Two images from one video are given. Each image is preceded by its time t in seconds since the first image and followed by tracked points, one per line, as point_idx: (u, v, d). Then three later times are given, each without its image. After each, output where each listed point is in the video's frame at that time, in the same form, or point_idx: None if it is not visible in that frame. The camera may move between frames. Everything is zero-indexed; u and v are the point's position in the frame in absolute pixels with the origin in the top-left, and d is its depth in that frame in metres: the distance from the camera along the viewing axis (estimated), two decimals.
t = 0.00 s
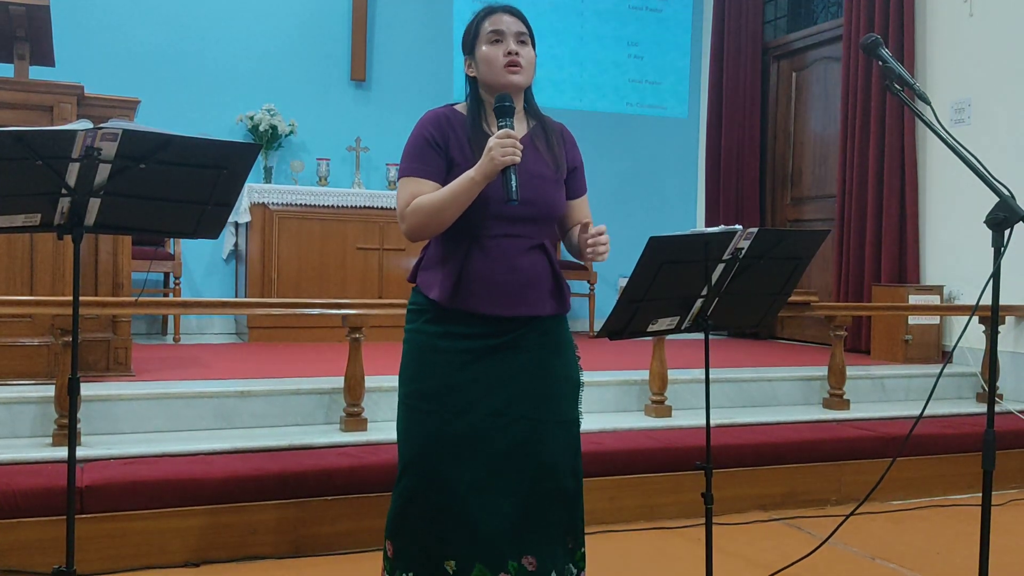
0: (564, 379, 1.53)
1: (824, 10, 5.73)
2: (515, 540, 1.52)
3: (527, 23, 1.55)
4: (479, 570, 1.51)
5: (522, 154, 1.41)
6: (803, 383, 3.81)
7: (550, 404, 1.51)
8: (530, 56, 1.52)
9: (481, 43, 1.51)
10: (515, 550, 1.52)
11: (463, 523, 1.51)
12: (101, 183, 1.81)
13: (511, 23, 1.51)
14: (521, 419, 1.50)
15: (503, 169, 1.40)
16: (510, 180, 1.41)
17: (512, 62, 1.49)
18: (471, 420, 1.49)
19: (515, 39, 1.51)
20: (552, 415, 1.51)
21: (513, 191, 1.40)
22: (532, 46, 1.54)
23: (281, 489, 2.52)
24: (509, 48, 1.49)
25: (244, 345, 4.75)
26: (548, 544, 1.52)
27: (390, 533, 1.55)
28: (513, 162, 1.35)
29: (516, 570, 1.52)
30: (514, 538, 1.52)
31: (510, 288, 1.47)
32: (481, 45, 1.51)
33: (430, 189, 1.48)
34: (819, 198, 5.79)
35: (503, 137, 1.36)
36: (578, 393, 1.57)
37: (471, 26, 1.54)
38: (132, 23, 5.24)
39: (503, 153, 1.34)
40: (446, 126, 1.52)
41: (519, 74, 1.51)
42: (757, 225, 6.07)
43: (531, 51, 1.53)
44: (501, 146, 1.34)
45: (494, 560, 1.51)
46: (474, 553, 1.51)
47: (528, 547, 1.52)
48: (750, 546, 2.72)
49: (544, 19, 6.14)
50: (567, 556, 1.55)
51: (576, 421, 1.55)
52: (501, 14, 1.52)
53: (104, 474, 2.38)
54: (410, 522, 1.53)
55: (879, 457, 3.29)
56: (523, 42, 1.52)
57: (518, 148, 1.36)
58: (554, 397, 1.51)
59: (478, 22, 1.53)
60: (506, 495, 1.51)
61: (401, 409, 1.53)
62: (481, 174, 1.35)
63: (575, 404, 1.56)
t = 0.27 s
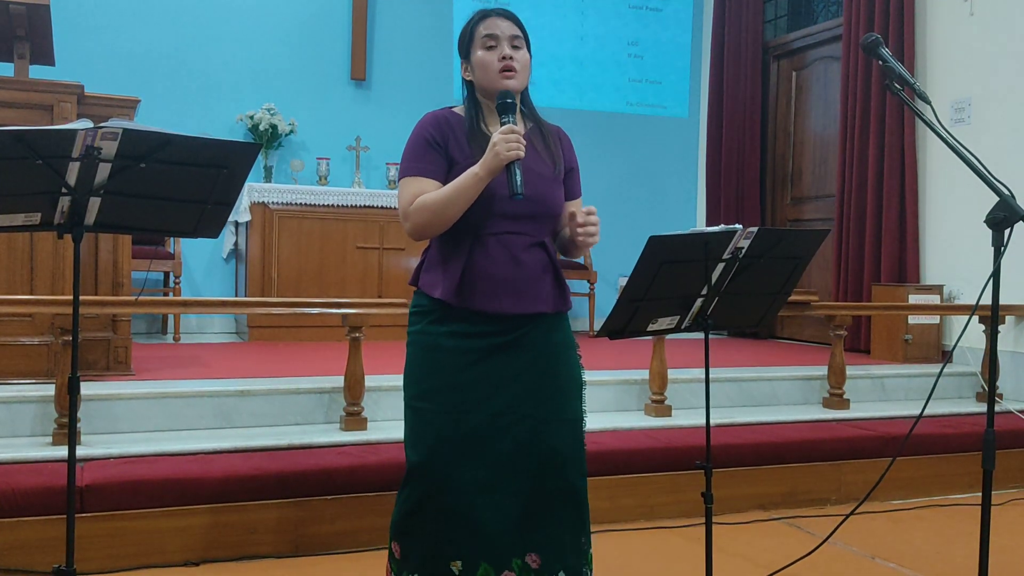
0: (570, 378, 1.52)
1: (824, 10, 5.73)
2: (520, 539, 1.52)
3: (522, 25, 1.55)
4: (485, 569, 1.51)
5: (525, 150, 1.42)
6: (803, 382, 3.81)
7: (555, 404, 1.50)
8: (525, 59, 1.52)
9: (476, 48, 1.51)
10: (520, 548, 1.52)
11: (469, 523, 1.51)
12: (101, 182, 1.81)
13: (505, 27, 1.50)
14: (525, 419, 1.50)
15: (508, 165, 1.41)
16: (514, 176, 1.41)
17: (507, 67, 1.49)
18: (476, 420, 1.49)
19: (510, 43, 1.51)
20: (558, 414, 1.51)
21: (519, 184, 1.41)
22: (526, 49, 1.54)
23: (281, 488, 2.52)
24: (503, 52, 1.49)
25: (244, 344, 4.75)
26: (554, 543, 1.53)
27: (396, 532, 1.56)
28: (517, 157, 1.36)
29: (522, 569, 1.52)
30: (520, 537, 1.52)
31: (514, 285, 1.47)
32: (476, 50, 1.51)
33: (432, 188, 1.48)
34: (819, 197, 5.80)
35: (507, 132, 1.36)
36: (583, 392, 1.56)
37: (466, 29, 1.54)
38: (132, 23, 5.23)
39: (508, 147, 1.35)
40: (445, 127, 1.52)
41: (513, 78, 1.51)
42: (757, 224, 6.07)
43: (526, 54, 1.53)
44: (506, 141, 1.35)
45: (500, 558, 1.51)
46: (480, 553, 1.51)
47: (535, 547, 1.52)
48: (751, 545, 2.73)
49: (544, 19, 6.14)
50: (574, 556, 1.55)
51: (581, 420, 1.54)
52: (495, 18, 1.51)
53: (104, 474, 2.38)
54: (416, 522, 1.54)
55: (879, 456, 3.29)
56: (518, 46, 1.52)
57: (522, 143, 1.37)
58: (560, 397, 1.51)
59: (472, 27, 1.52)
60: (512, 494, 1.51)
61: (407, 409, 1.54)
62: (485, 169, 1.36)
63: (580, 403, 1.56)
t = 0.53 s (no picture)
0: (572, 377, 1.52)
1: (824, 9, 5.73)
2: (521, 538, 1.52)
3: (522, 27, 1.54)
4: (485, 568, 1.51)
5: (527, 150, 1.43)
6: (803, 382, 3.81)
7: (557, 403, 1.50)
8: (525, 63, 1.51)
9: (476, 52, 1.51)
10: (521, 547, 1.52)
11: (470, 522, 1.51)
12: (101, 181, 1.80)
13: (505, 31, 1.50)
14: (525, 417, 1.50)
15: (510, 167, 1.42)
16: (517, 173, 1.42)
17: (506, 72, 1.49)
18: (478, 419, 1.49)
19: (509, 47, 1.50)
20: (559, 411, 1.51)
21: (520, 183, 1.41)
22: (526, 53, 1.53)
23: (281, 487, 2.52)
24: (503, 58, 1.49)
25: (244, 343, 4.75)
26: (554, 542, 1.53)
27: (396, 532, 1.56)
28: (519, 157, 1.38)
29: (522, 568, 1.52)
30: (521, 536, 1.52)
31: (516, 282, 1.48)
32: (476, 54, 1.51)
33: (432, 186, 1.47)
34: (819, 197, 5.80)
35: (510, 133, 1.39)
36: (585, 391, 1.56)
37: (466, 32, 1.53)
38: (132, 22, 5.23)
39: (511, 148, 1.37)
40: (445, 125, 1.52)
41: (513, 84, 1.50)
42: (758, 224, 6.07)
43: (526, 57, 1.52)
44: (508, 141, 1.37)
45: (501, 557, 1.51)
46: (480, 552, 1.51)
47: (537, 546, 1.52)
48: (751, 544, 2.73)
49: (544, 18, 6.14)
50: (576, 555, 1.55)
51: (582, 418, 1.55)
52: (495, 22, 1.50)
53: (103, 473, 2.38)
54: (415, 521, 1.53)
55: (879, 456, 3.29)
56: (518, 50, 1.51)
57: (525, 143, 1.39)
58: (562, 396, 1.51)
59: (470, 32, 1.52)
60: (514, 493, 1.51)
61: (407, 408, 1.53)
62: (488, 168, 1.37)
63: (582, 401, 1.56)
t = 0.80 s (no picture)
0: (571, 377, 1.53)
1: (824, 9, 5.74)
2: (517, 538, 1.52)
3: (522, 27, 1.53)
4: (482, 567, 1.51)
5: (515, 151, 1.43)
6: (803, 381, 3.82)
7: (557, 403, 1.51)
8: (522, 64, 1.51)
9: (475, 52, 1.51)
10: (517, 547, 1.52)
11: (469, 522, 1.51)
12: (101, 180, 1.80)
13: (503, 31, 1.49)
14: (524, 416, 1.50)
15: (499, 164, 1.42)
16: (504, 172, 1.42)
17: (502, 72, 1.49)
18: (478, 418, 1.49)
19: (507, 47, 1.50)
20: (557, 411, 1.51)
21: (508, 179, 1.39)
22: (526, 53, 1.52)
23: (281, 487, 2.52)
24: (499, 58, 1.48)
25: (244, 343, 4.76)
26: (550, 542, 1.53)
27: (393, 531, 1.55)
28: (509, 158, 1.37)
29: (519, 568, 1.52)
30: (518, 536, 1.52)
31: (508, 282, 1.48)
32: (474, 54, 1.51)
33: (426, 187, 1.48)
34: (818, 196, 5.80)
35: (500, 133, 1.38)
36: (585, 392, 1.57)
37: (467, 33, 1.53)
38: (132, 21, 5.23)
39: (500, 147, 1.36)
40: (440, 127, 1.53)
41: (509, 84, 1.50)
42: (758, 223, 6.08)
43: (524, 58, 1.51)
44: (498, 140, 1.36)
45: (497, 557, 1.51)
46: (477, 550, 1.51)
47: (534, 546, 1.52)
48: (751, 544, 2.73)
49: (544, 18, 6.14)
50: (572, 556, 1.56)
51: (580, 418, 1.55)
52: (494, 22, 1.50)
53: (103, 472, 2.39)
54: (412, 520, 1.53)
55: (879, 456, 3.29)
56: (516, 50, 1.50)
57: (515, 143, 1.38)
58: (561, 396, 1.51)
59: (471, 30, 1.52)
60: (512, 493, 1.51)
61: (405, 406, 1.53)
62: (478, 167, 1.37)
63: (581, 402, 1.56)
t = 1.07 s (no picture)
0: (557, 377, 1.51)
1: (825, 8, 5.74)
2: (497, 539, 1.51)
3: (514, 17, 1.51)
4: (459, 566, 1.51)
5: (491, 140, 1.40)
6: (803, 380, 3.82)
7: (540, 402, 1.50)
8: (510, 54, 1.48)
9: (466, 45, 1.51)
10: (497, 548, 1.51)
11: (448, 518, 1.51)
12: (101, 180, 1.81)
13: (491, 22, 1.48)
14: (508, 414, 1.49)
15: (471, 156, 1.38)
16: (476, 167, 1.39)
17: (489, 62, 1.47)
18: (461, 415, 1.49)
19: (495, 38, 1.48)
20: (543, 411, 1.50)
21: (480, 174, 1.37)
22: (518, 43, 1.50)
23: (281, 486, 2.52)
24: (484, 48, 1.47)
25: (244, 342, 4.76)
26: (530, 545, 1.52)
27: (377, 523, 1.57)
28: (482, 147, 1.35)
29: (496, 569, 1.51)
30: (498, 536, 1.51)
31: (490, 281, 1.46)
32: (466, 47, 1.51)
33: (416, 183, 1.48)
34: (819, 196, 5.80)
35: (473, 123, 1.35)
36: (573, 392, 1.55)
37: (463, 27, 1.54)
38: (133, 21, 5.23)
39: (471, 139, 1.33)
40: (433, 124, 1.52)
41: (495, 74, 1.48)
42: (758, 222, 6.08)
43: (514, 48, 1.49)
44: (469, 132, 1.33)
45: (476, 556, 1.51)
46: (455, 548, 1.51)
47: (512, 547, 1.51)
48: (750, 543, 2.73)
49: (544, 17, 6.14)
50: (554, 558, 1.54)
51: (567, 420, 1.53)
52: (485, 14, 1.49)
53: (103, 471, 2.39)
54: (394, 513, 1.54)
55: (878, 455, 3.29)
56: (505, 41, 1.48)
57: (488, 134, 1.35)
58: (545, 396, 1.50)
59: (467, 24, 1.52)
60: (492, 492, 1.50)
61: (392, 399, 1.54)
62: (452, 160, 1.36)
63: (569, 403, 1.55)
